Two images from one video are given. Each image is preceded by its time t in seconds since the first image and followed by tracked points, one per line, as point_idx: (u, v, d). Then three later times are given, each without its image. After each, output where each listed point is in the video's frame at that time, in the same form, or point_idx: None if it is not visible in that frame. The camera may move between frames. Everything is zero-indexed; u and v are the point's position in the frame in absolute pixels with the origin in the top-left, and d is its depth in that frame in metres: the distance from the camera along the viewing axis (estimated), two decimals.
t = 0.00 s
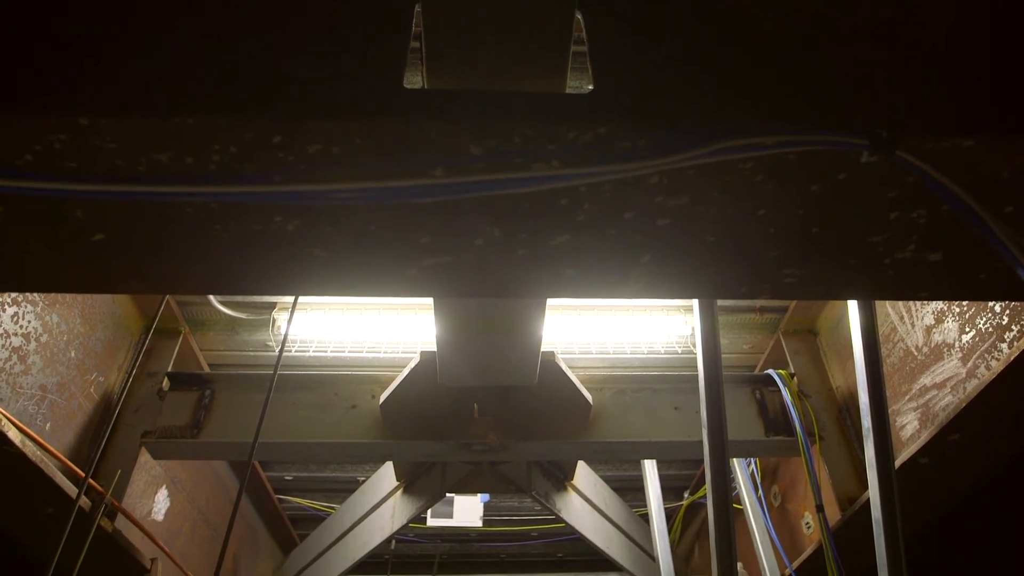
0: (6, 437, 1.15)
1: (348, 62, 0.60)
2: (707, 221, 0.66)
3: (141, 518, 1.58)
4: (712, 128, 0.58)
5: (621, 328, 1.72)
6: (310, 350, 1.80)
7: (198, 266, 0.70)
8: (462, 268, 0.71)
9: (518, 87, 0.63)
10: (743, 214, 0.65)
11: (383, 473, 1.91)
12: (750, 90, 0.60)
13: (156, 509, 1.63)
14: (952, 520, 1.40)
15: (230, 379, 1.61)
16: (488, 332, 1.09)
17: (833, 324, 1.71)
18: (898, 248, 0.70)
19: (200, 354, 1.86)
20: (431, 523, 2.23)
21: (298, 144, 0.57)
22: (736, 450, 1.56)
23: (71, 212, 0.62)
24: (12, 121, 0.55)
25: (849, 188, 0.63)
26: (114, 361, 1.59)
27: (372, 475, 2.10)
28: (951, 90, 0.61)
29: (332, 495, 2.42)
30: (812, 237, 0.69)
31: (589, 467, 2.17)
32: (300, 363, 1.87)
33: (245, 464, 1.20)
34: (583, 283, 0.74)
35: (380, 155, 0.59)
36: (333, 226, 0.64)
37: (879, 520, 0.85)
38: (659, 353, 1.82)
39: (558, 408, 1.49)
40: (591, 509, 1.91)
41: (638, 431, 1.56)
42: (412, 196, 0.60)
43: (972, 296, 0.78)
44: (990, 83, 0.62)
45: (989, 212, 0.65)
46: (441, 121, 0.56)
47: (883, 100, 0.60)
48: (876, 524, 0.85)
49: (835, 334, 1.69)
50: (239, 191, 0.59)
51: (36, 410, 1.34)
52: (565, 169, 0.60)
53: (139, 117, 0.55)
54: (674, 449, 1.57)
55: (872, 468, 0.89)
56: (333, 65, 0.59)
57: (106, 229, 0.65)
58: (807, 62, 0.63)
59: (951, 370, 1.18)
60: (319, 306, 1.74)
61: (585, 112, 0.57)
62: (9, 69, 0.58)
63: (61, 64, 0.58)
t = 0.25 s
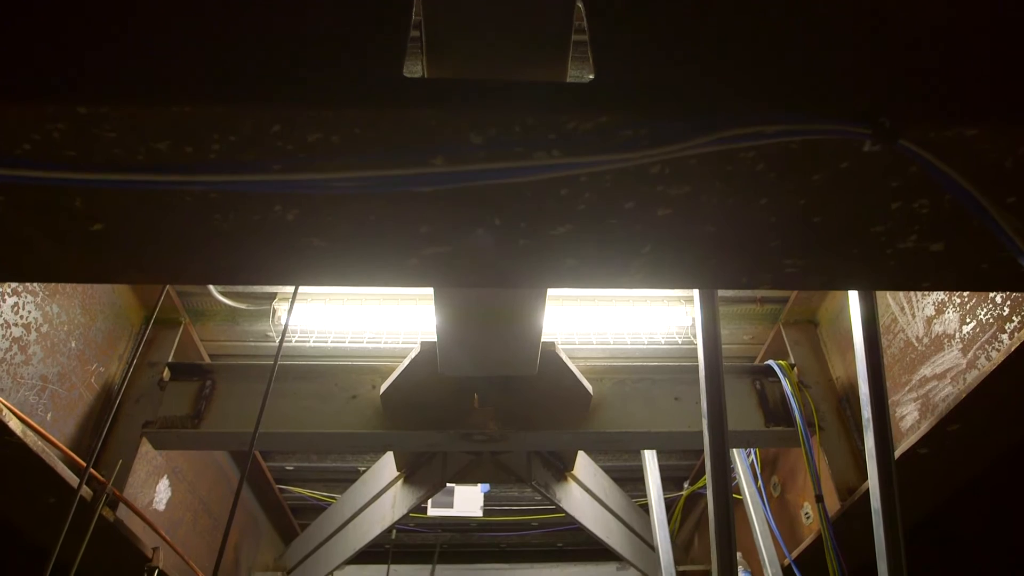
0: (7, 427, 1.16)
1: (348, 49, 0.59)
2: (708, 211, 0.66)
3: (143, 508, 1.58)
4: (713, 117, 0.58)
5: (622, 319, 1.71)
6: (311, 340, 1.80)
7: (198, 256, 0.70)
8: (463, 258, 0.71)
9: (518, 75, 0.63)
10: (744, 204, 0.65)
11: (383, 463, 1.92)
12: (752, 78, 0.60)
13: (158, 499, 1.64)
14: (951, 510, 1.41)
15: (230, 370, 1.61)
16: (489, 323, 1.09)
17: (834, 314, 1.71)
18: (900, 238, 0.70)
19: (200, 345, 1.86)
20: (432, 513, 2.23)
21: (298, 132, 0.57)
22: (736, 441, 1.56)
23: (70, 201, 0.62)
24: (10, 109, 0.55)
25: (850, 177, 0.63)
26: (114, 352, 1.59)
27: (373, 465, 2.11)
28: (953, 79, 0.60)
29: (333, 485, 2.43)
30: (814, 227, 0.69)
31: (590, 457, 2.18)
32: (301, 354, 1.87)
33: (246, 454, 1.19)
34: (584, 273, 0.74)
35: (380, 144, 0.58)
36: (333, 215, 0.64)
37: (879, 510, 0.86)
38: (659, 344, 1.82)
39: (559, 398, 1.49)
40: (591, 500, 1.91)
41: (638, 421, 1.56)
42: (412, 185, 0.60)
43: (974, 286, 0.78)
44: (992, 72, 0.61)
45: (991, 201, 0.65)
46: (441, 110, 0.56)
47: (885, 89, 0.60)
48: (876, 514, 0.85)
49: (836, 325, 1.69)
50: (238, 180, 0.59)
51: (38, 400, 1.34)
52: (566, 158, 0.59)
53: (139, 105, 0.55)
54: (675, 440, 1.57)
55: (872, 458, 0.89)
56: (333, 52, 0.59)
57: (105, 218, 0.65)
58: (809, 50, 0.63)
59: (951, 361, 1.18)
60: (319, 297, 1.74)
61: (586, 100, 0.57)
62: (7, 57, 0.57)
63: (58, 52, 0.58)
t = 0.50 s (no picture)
0: (8, 418, 1.16)
1: (348, 38, 0.59)
2: (709, 201, 0.66)
3: (144, 498, 1.59)
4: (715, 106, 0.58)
5: (622, 310, 1.71)
6: (311, 331, 1.79)
7: (197, 247, 0.70)
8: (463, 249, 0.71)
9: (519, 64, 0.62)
10: (745, 194, 0.65)
11: (384, 454, 1.92)
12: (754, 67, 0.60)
13: (159, 490, 1.64)
14: (951, 502, 1.41)
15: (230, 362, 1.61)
16: (489, 314, 1.09)
17: (835, 306, 1.70)
18: (901, 229, 0.70)
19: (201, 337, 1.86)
20: (433, 504, 2.24)
21: (297, 121, 0.57)
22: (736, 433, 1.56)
23: (69, 191, 0.62)
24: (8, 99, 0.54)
25: (852, 167, 0.62)
26: (115, 343, 1.59)
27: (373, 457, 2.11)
28: (956, 68, 0.60)
29: (334, 476, 2.44)
30: (815, 218, 0.68)
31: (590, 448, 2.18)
32: (301, 345, 1.87)
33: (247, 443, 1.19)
34: (585, 265, 0.73)
35: (380, 134, 0.58)
36: (333, 205, 0.64)
37: (879, 502, 0.86)
38: (660, 335, 1.82)
39: (560, 390, 1.49)
40: (591, 491, 1.92)
41: (639, 412, 1.56)
42: (413, 175, 0.60)
43: (975, 278, 0.78)
44: (996, 61, 0.61)
45: (993, 192, 0.65)
46: (441, 99, 0.56)
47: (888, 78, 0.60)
48: (876, 505, 0.85)
49: (836, 317, 1.69)
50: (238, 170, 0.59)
51: (39, 391, 1.34)
52: (567, 147, 0.59)
53: (137, 94, 0.55)
54: (675, 431, 1.57)
55: (872, 450, 0.89)
56: (332, 41, 0.59)
57: (104, 208, 0.64)
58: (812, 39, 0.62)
59: (951, 352, 1.18)
60: (319, 288, 1.73)
61: (586, 90, 0.57)
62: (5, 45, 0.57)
63: (56, 40, 0.57)
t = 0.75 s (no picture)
0: (9, 409, 1.16)
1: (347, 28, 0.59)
2: (710, 192, 0.65)
3: (145, 490, 1.59)
4: (716, 96, 0.58)
5: (623, 302, 1.71)
6: (311, 323, 1.79)
7: (196, 238, 0.69)
8: (464, 240, 0.70)
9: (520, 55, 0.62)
10: (747, 185, 0.65)
11: (384, 446, 1.93)
12: (755, 57, 0.59)
13: (160, 481, 1.65)
14: (950, 493, 1.41)
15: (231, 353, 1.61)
16: (489, 306, 1.09)
17: (836, 298, 1.70)
18: (903, 220, 0.70)
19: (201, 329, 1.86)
20: (433, 495, 2.25)
21: (297, 111, 0.56)
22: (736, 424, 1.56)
23: (68, 182, 0.62)
24: (6, 88, 0.54)
25: (854, 158, 0.62)
26: (115, 335, 1.59)
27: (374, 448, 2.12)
28: (959, 58, 0.60)
29: (335, 468, 2.44)
30: (817, 209, 0.68)
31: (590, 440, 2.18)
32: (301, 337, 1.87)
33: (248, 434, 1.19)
34: (586, 256, 0.73)
35: (380, 124, 0.58)
36: (333, 196, 0.64)
37: (879, 493, 0.86)
38: (660, 327, 1.82)
39: (561, 381, 1.49)
40: (592, 482, 1.92)
41: (639, 404, 1.56)
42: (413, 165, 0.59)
43: (977, 269, 0.77)
44: (998, 51, 0.61)
45: (995, 182, 0.65)
46: (441, 89, 0.55)
47: (890, 68, 0.60)
48: (875, 497, 0.85)
49: (837, 309, 1.69)
50: (237, 160, 0.59)
51: (39, 382, 1.34)
52: (567, 138, 0.59)
53: (135, 84, 0.55)
54: (675, 423, 1.57)
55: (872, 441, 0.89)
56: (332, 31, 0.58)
57: (103, 199, 0.64)
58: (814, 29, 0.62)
59: (952, 345, 1.18)
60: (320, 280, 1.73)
61: (587, 80, 0.56)
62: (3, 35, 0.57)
63: (54, 30, 0.57)
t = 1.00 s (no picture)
0: (10, 400, 1.16)
1: (347, 17, 0.58)
2: (712, 183, 0.65)
3: (147, 481, 1.60)
4: (717, 87, 0.58)
5: (624, 294, 1.71)
6: (312, 315, 1.79)
7: (196, 230, 0.69)
8: (465, 232, 0.70)
9: (520, 46, 0.62)
10: (748, 176, 0.64)
11: (385, 439, 1.93)
12: (757, 47, 0.59)
13: (162, 473, 1.65)
14: (950, 486, 1.41)
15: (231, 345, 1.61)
16: (489, 298, 1.09)
17: (837, 290, 1.70)
18: (905, 211, 0.69)
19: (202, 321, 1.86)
20: (434, 486, 2.25)
21: (296, 102, 0.56)
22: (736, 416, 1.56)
23: (68, 173, 0.62)
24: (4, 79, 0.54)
25: (856, 149, 0.62)
26: (115, 327, 1.59)
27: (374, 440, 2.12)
28: (962, 49, 0.59)
29: (336, 459, 2.45)
30: (818, 201, 0.68)
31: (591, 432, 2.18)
32: (302, 330, 1.86)
33: (250, 425, 1.19)
34: (586, 248, 0.73)
35: (380, 115, 0.58)
36: (333, 186, 0.63)
37: (879, 485, 0.86)
38: (661, 320, 1.82)
39: (561, 373, 1.49)
40: (592, 474, 1.92)
41: (639, 396, 1.56)
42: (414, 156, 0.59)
43: (979, 262, 0.77)
44: (1002, 41, 0.60)
45: (998, 174, 0.64)
46: (441, 80, 0.55)
47: (893, 58, 0.59)
48: (875, 489, 0.85)
49: (838, 301, 1.69)
50: (237, 151, 0.59)
51: (40, 374, 1.34)
52: (568, 128, 0.59)
53: (134, 75, 0.54)
54: (675, 415, 1.57)
55: (872, 433, 0.89)
56: (332, 21, 0.58)
57: (103, 190, 0.64)
58: (817, 19, 0.61)
59: (953, 337, 1.18)
60: (320, 272, 1.73)
61: (590, 70, 0.56)
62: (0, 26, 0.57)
63: (51, 19, 0.57)
